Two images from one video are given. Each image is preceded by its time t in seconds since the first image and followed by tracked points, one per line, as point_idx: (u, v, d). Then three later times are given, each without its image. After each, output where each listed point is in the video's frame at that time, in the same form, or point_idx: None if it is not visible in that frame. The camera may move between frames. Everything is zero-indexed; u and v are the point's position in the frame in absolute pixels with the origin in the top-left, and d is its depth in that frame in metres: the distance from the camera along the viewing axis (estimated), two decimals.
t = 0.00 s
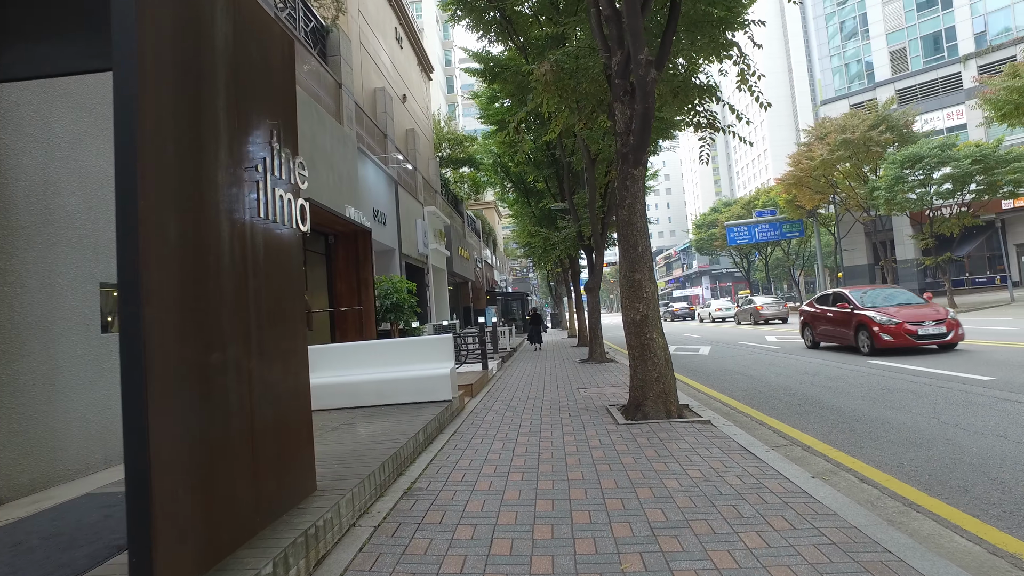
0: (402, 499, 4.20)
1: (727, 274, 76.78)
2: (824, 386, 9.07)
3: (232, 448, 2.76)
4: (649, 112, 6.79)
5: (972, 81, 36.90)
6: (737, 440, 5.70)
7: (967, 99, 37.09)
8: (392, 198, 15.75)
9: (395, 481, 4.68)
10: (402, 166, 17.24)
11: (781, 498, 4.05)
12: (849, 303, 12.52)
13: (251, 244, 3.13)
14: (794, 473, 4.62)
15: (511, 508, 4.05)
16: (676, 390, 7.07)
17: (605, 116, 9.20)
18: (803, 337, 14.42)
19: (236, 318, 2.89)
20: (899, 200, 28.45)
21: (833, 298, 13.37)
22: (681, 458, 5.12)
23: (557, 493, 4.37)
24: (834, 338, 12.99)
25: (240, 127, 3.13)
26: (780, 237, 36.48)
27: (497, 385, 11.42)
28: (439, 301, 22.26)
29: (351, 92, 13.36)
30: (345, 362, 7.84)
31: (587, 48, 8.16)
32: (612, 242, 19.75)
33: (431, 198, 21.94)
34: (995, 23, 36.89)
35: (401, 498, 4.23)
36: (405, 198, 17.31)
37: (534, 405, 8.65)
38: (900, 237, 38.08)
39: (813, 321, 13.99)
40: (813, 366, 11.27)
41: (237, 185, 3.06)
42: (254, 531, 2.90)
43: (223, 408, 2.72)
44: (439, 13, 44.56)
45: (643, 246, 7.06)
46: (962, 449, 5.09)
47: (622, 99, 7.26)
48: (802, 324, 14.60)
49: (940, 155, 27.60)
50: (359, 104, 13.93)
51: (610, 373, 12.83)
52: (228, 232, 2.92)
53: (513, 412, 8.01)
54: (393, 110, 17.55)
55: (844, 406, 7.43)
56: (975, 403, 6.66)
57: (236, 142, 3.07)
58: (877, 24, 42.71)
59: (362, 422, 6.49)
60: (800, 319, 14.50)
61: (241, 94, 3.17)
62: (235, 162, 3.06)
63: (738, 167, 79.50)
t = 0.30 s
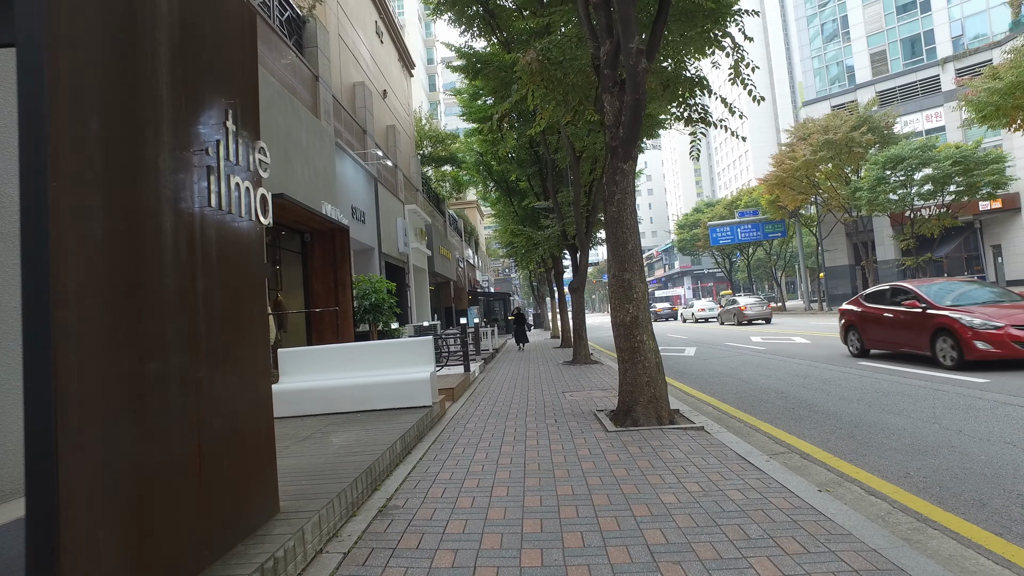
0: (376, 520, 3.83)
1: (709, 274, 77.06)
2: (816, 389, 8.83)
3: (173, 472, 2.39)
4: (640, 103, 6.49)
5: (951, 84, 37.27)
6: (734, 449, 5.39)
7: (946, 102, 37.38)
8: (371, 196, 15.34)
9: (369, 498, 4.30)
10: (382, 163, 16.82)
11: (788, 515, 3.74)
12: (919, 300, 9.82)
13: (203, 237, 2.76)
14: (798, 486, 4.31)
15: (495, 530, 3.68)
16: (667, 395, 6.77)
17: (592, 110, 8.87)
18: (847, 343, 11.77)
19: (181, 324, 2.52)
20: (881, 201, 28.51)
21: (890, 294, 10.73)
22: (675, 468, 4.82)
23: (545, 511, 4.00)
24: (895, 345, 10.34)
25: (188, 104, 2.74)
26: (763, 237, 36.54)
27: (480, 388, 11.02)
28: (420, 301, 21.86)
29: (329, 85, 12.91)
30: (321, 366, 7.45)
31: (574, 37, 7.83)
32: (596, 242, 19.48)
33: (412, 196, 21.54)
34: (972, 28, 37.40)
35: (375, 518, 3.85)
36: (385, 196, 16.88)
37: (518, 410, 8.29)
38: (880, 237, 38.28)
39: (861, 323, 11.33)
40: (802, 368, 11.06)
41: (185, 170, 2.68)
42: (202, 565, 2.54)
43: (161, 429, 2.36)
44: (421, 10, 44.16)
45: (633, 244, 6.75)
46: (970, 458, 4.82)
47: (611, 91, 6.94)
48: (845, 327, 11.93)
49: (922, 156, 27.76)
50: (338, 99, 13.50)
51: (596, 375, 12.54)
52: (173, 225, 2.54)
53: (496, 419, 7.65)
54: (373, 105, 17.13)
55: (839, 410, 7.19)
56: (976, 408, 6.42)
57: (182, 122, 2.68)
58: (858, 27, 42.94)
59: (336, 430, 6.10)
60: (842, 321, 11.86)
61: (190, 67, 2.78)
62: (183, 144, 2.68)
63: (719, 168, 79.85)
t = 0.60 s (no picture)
0: (347, 543, 3.46)
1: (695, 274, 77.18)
2: (812, 391, 8.56)
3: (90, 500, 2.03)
4: (632, 92, 6.17)
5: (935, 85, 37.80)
6: (734, 458, 5.07)
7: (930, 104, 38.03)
8: (353, 193, 14.92)
9: (341, 516, 3.92)
10: (364, 159, 16.38)
11: (802, 535, 3.41)
12: None
13: (139, 226, 2.37)
14: (807, 500, 3.99)
15: (479, 555, 3.31)
16: (660, 400, 6.46)
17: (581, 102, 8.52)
18: (933, 353, 9.16)
19: (105, 328, 2.15)
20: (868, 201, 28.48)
21: (1008, 289, 8.13)
22: (673, 480, 4.49)
23: (534, 532, 3.64)
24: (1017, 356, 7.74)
25: (120, 68, 2.34)
26: (749, 237, 36.48)
27: (464, 392, 10.65)
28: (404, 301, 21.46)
29: (308, 78, 12.46)
30: (297, 369, 7.05)
31: (563, 24, 7.48)
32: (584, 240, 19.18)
33: (395, 194, 21.12)
34: (954, 31, 38.00)
35: (346, 541, 3.48)
36: (367, 193, 16.46)
37: (504, 415, 7.92)
38: (866, 238, 38.38)
39: (961, 327, 8.65)
40: (795, 370, 10.81)
41: (114, 147, 2.28)
42: None
43: (75, 451, 2.02)
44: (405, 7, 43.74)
45: (626, 240, 6.42)
46: (985, 467, 4.54)
47: (602, 79, 6.61)
48: (930, 333, 9.14)
49: (907, 157, 27.84)
50: (317, 92, 13.05)
51: (584, 377, 12.22)
52: (96, 209, 2.16)
53: (481, 425, 7.29)
54: (355, 100, 16.68)
55: (838, 415, 6.91)
56: (983, 412, 6.15)
57: (110, 88, 2.28)
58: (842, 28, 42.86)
59: (310, 438, 5.72)
60: (926, 324, 9.24)
61: (123, 26, 2.37)
62: (113, 116, 2.29)
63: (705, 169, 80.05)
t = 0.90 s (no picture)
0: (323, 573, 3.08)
1: (687, 275, 77.05)
2: (818, 395, 8.23)
3: None
4: (634, 79, 5.79)
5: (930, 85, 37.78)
6: (747, 469, 4.70)
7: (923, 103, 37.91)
8: (342, 190, 14.50)
9: (319, 540, 3.53)
10: (353, 156, 15.96)
11: (835, 563, 3.05)
12: None
13: (57, 209, 1.97)
14: (834, 519, 3.63)
15: None
16: (663, 405, 6.10)
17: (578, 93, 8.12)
18: None
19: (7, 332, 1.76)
20: (864, 200, 28.28)
21: None
22: (684, 496, 4.12)
23: (534, 558, 3.27)
24: None
25: (32, 19, 1.95)
26: (743, 237, 36.26)
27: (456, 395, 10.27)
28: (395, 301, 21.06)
29: (294, 70, 12.03)
30: (278, 373, 6.63)
31: (559, 9, 7.08)
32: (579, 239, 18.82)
33: (386, 192, 20.72)
34: (949, 30, 38.08)
35: (322, 571, 3.10)
36: (357, 190, 16.04)
37: (498, 420, 7.53)
38: (860, 237, 38.22)
39: None
40: (798, 372, 10.47)
41: (19, 111, 1.89)
42: None
43: None
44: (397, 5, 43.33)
45: (626, 236, 6.04)
46: (1019, 480, 4.20)
47: (601, 66, 6.23)
48: None
49: (903, 155, 27.66)
50: (304, 85, 12.61)
51: (580, 379, 11.84)
52: None
53: (473, 432, 6.91)
54: (343, 96, 16.28)
55: (850, 420, 6.56)
56: (1004, 418, 5.83)
57: (16, 42, 1.89)
58: (836, 27, 42.66)
59: (291, 448, 5.33)
60: None
61: None
62: (19, 76, 1.90)
63: (697, 169, 79.99)
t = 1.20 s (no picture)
0: None
1: (681, 275, 76.89)
2: (827, 399, 7.90)
3: None
4: (640, 63, 5.43)
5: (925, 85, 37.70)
6: (765, 483, 4.34)
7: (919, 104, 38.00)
8: (331, 187, 14.09)
9: (294, 569, 3.15)
10: (344, 152, 15.56)
11: None
12: None
13: None
14: (868, 542, 3.26)
15: None
16: (670, 412, 5.75)
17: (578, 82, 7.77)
18: None
19: None
20: (861, 200, 28.05)
21: None
22: (699, 515, 3.75)
23: None
24: None
25: None
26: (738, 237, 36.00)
27: (449, 399, 9.91)
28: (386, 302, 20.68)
29: (282, 62, 11.63)
30: (260, 379, 6.26)
31: None
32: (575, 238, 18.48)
33: (377, 190, 20.33)
34: (944, 31, 37.59)
35: None
36: (347, 187, 15.63)
37: (491, 427, 7.15)
38: (856, 238, 38.06)
39: None
40: (803, 374, 10.12)
41: None
42: None
43: None
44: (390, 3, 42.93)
45: (629, 231, 5.68)
46: None
47: (603, 50, 5.88)
48: None
49: (901, 155, 27.48)
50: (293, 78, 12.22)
51: (577, 382, 11.47)
52: None
53: (468, 439, 6.53)
54: (334, 91, 15.90)
55: (865, 427, 6.21)
56: None
57: None
58: (831, 26, 42.50)
59: (271, 459, 4.95)
60: None
61: None
62: None
63: (691, 169, 79.86)
